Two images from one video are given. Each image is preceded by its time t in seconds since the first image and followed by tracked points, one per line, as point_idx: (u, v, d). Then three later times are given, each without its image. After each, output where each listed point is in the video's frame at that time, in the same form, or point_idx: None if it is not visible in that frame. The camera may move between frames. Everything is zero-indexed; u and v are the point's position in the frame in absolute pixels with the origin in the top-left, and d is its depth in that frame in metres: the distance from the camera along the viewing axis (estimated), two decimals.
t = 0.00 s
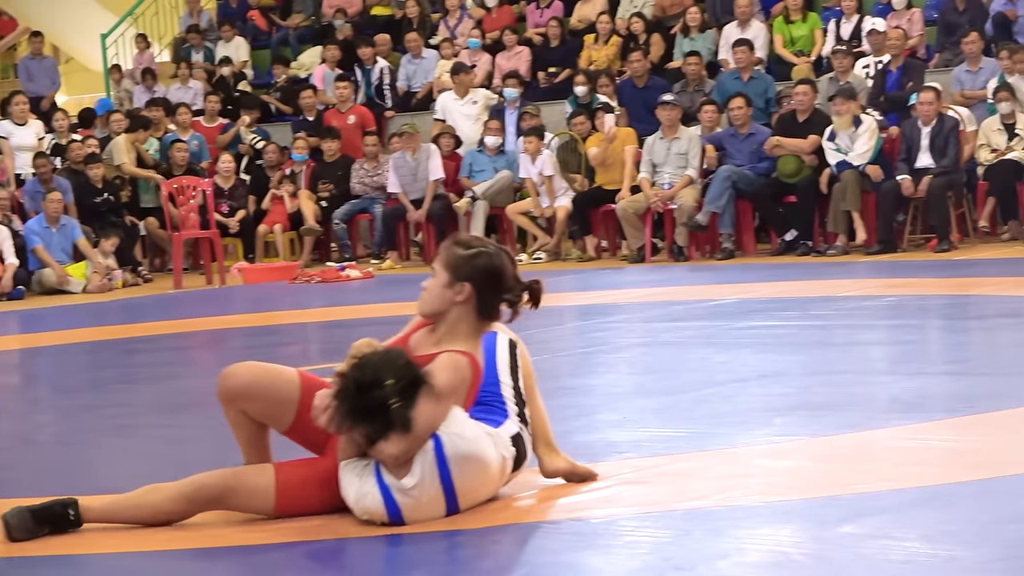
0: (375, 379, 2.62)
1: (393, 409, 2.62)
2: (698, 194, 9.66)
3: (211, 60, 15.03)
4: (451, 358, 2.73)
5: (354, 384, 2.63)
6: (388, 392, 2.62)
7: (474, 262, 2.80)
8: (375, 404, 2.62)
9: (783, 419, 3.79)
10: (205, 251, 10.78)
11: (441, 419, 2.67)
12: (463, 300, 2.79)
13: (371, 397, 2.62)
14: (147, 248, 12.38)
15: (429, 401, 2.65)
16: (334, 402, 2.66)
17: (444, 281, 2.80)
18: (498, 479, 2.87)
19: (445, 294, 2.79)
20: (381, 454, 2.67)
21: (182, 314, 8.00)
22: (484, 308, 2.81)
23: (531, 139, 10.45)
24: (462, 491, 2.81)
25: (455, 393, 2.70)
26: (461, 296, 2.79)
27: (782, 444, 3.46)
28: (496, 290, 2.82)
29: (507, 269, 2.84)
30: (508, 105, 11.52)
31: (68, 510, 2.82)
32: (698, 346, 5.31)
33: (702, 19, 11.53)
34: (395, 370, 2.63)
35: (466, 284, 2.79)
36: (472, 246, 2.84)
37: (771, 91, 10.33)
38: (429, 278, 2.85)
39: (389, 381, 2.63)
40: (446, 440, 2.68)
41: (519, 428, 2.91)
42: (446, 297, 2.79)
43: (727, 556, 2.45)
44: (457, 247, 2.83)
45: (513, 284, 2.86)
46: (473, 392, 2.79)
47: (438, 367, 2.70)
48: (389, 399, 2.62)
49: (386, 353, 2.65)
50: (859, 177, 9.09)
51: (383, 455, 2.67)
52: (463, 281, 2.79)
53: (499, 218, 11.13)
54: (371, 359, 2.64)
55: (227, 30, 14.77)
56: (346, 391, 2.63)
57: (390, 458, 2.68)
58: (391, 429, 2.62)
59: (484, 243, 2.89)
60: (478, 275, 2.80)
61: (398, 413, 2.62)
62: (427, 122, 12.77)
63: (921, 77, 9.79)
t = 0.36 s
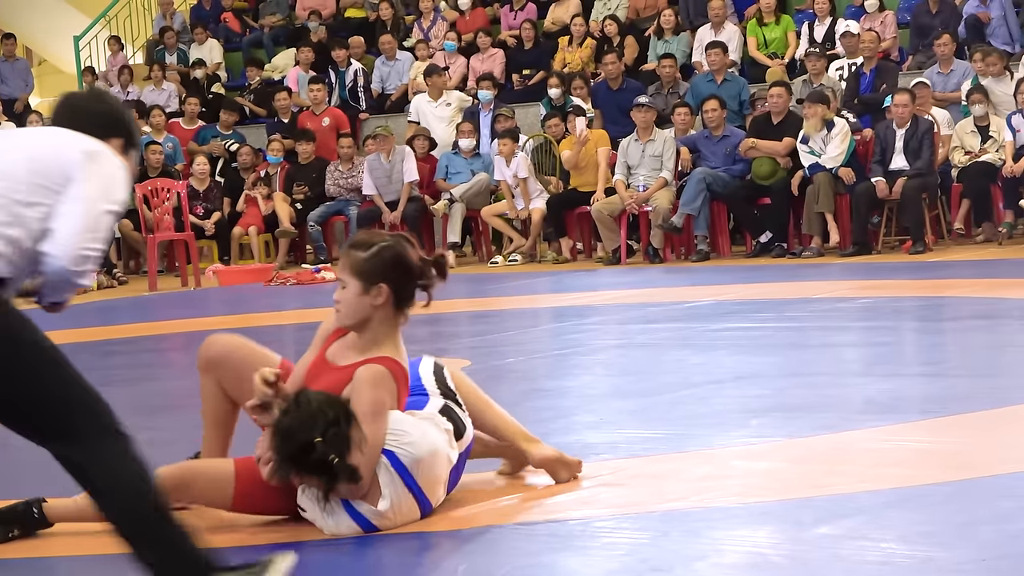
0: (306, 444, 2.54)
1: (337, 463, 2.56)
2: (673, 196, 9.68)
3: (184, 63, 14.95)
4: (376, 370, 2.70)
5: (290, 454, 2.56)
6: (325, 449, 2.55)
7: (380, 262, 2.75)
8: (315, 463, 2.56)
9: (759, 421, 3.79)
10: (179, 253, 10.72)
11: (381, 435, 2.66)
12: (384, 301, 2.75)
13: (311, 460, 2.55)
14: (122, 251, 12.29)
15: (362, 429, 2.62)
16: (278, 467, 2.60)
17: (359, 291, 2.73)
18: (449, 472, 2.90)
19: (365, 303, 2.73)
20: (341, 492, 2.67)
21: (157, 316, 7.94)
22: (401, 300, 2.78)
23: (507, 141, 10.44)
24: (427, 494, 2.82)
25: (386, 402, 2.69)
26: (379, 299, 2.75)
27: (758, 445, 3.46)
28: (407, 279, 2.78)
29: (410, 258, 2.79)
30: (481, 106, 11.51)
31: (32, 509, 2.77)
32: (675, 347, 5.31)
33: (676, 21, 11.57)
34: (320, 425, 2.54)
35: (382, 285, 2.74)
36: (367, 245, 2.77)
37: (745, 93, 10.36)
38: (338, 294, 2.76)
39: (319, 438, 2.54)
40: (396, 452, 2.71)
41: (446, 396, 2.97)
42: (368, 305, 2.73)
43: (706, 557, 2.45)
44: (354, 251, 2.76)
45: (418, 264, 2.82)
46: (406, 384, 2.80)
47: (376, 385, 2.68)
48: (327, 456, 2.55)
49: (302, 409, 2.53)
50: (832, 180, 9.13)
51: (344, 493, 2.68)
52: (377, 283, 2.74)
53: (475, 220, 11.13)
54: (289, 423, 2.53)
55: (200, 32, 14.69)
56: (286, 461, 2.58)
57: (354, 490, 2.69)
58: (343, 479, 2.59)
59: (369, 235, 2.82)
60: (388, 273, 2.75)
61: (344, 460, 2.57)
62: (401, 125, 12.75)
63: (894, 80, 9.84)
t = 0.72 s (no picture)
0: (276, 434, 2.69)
1: (306, 455, 2.68)
2: (675, 195, 9.68)
3: (186, 62, 14.95)
4: (355, 365, 2.79)
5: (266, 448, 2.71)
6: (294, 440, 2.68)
7: (351, 261, 2.82)
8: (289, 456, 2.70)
9: (761, 420, 3.78)
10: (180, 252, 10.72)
11: (360, 430, 2.75)
12: (362, 298, 2.84)
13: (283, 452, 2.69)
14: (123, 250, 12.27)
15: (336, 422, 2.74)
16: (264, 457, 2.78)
17: (337, 293, 2.83)
18: (457, 470, 2.94)
19: (345, 302, 2.84)
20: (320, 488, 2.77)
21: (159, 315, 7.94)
22: (381, 294, 2.86)
23: (508, 139, 10.44)
24: (420, 491, 2.85)
25: (364, 397, 2.78)
26: (358, 296, 2.84)
27: (760, 444, 3.45)
28: (383, 274, 2.85)
29: (373, 249, 2.84)
30: (484, 105, 11.48)
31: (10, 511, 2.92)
32: (676, 347, 5.30)
33: (678, 20, 11.56)
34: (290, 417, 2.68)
35: (358, 284, 2.83)
36: (338, 245, 2.85)
37: (747, 92, 10.35)
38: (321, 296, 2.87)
39: (291, 428, 2.69)
40: (377, 446, 2.77)
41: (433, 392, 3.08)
42: (348, 305, 2.84)
43: (707, 556, 2.44)
44: (321, 259, 2.84)
45: (391, 257, 2.89)
46: (396, 376, 2.88)
47: (353, 376, 2.78)
48: (296, 447, 2.69)
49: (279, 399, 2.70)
50: (834, 179, 9.12)
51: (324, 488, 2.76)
52: (347, 284, 2.81)
53: (476, 220, 11.09)
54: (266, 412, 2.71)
55: (202, 31, 14.68)
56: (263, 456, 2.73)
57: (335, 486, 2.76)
58: (314, 471, 2.71)
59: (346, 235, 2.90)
60: (362, 270, 2.82)
61: (313, 453, 2.70)
62: (403, 124, 12.73)
63: (896, 78, 9.81)
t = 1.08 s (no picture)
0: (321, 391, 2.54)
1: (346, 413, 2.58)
2: (672, 195, 9.68)
3: (184, 62, 14.94)
4: (409, 355, 2.71)
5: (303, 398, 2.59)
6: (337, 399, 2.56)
7: (422, 260, 2.78)
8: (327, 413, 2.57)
9: (759, 420, 3.78)
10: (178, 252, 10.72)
11: (399, 405, 2.68)
12: (427, 298, 2.78)
13: (321, 407, 2.56)
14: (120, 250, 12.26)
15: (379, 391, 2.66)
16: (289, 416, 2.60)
17: (402, 288, 2.79)
18: (495, 470, 2.87)
19: (408, 299, 2.78)
20: (348, 451, 2.69)
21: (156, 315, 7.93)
22: (447, 298, 2.81)
23: (506, 139, 10.45)
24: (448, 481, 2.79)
25: (411, 380, 2.70)
26: (425, 295, 2.79)
27: (758, 444, 3.45)
28: (452, 278, 2.81)
29: (448, 253, 2.82)
30: (481, 106, 11.52)
31: None
32: (674, 347, 5.30)
33: (676, 20, 11.57)
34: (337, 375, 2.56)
35: (425, 283, 2.78)
36: (410, 244, 2.81)
37: (744, 92, 10.36)
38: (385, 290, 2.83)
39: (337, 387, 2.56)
40: (412, 424, 2.69)
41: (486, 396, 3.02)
42: (412, 303, 2.78)
43: (704, 556, 2.44)
44: (395, 252, 2.81)
45: (463, 263, 2.85)
46: (446, 377, 2.80)
47: (402, 362, 2.70)
48: (339, 404, 2.56)
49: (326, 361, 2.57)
50: (833, 179, 9.12)
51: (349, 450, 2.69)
52: (416, 280, 2.77)
53: (473, 220, 11.04)
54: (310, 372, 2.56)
55: (200, 31, 14.67)
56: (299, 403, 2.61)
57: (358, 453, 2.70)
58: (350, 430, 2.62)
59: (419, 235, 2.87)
60: (432, 271, 2.78)
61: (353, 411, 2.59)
62: (400, 124, 12.73)
63: (894, 78, 9.84)
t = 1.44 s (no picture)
0: (362, 406, 2.51)
1: (393, 427, 2.55)
2: (672, 195, 9.67)
3: (184, 62, 14.94)
4: (429, 358, 2.72)
5: (338, 417, 2.53)
6: (381, 413, 2.53)
7: (426, 263, 2.81)
8: (368, 428, 2.54)
9: (758, 420, 3.78)
10: (178, 252, 10.71)
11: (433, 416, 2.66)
12: (434, 300, 2.82)
13: (366, 423, 2.53)
14: (120, 250, 12.25)
15: (415, 403, 2.62)
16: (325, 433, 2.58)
17: (411, 292, 2.79)
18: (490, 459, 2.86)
19: (417, 302, 2.79)
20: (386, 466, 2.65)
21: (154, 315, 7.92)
22: (446, 299, 2.86)
23: (506, 139, 10.45)
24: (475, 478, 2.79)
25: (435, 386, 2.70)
26: (431, 297, 2.82)
27: (757, 444, 3.46)
28: (451, 279, 2.86)
29: (444, 254, 2.86)
30: (481, 106, 11.52)
31: None
32: (674, 347, 5.30)
33: (675, 20, 11.58)
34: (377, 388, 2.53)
35: (432, 286, 2.81)
36: (409, 246, 2.82)
37: (744, 92, 10.36)
38: (389, 295, 2.81)
39: (377, 402, 2.53)
40: (444, 431, 2.71)
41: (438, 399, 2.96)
42: (421, 305, 2.80)
43: (704, 556, 2.44)
44: (397, 256, 2.79)
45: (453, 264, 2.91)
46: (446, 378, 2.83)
47: (432, 368, 2.69)
48: (384, 419, 2.53)
49: (359, 373, 2.54)
50: (832, 179, 9.12)
51: (392, 464, 2.66)
52: (426, 283, 2.79)
53: (473, 220, 11.01)
54: (345, 387, 2.52)
55: (200, 31, 14.66)
56: (332, 422, 2.54)
57: (402, 467, 2.68)
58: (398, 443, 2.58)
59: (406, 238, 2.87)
60: (437, 272, 2.82)
61: (399, 426, 2.56)
62: (399, 124, 12.72)
63: (894, 78, 9.84)
